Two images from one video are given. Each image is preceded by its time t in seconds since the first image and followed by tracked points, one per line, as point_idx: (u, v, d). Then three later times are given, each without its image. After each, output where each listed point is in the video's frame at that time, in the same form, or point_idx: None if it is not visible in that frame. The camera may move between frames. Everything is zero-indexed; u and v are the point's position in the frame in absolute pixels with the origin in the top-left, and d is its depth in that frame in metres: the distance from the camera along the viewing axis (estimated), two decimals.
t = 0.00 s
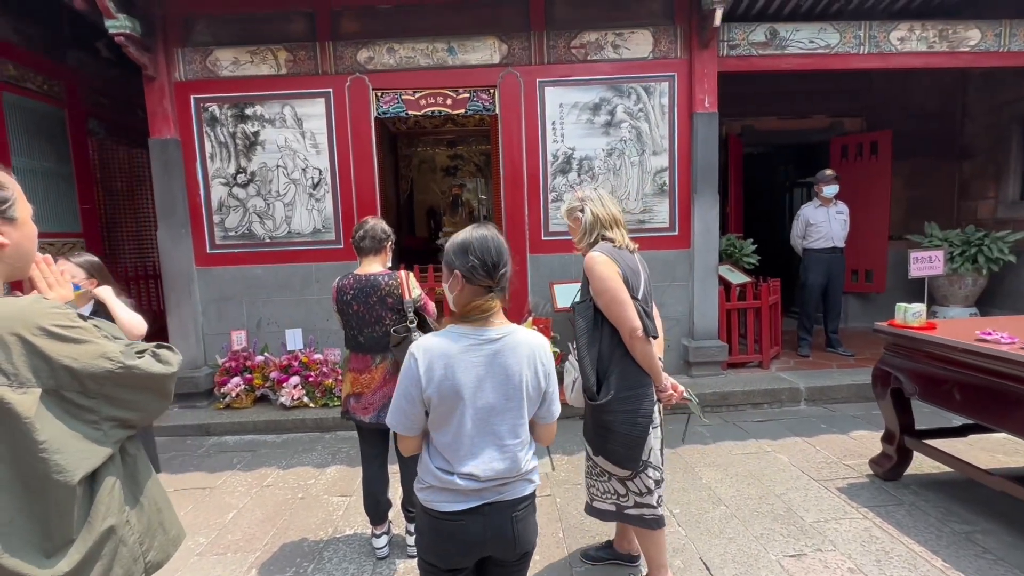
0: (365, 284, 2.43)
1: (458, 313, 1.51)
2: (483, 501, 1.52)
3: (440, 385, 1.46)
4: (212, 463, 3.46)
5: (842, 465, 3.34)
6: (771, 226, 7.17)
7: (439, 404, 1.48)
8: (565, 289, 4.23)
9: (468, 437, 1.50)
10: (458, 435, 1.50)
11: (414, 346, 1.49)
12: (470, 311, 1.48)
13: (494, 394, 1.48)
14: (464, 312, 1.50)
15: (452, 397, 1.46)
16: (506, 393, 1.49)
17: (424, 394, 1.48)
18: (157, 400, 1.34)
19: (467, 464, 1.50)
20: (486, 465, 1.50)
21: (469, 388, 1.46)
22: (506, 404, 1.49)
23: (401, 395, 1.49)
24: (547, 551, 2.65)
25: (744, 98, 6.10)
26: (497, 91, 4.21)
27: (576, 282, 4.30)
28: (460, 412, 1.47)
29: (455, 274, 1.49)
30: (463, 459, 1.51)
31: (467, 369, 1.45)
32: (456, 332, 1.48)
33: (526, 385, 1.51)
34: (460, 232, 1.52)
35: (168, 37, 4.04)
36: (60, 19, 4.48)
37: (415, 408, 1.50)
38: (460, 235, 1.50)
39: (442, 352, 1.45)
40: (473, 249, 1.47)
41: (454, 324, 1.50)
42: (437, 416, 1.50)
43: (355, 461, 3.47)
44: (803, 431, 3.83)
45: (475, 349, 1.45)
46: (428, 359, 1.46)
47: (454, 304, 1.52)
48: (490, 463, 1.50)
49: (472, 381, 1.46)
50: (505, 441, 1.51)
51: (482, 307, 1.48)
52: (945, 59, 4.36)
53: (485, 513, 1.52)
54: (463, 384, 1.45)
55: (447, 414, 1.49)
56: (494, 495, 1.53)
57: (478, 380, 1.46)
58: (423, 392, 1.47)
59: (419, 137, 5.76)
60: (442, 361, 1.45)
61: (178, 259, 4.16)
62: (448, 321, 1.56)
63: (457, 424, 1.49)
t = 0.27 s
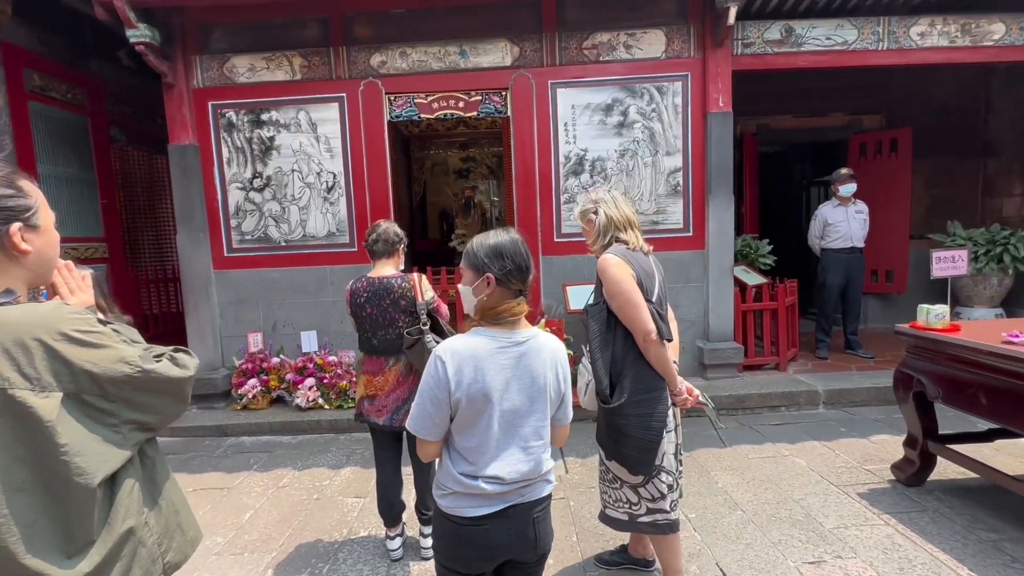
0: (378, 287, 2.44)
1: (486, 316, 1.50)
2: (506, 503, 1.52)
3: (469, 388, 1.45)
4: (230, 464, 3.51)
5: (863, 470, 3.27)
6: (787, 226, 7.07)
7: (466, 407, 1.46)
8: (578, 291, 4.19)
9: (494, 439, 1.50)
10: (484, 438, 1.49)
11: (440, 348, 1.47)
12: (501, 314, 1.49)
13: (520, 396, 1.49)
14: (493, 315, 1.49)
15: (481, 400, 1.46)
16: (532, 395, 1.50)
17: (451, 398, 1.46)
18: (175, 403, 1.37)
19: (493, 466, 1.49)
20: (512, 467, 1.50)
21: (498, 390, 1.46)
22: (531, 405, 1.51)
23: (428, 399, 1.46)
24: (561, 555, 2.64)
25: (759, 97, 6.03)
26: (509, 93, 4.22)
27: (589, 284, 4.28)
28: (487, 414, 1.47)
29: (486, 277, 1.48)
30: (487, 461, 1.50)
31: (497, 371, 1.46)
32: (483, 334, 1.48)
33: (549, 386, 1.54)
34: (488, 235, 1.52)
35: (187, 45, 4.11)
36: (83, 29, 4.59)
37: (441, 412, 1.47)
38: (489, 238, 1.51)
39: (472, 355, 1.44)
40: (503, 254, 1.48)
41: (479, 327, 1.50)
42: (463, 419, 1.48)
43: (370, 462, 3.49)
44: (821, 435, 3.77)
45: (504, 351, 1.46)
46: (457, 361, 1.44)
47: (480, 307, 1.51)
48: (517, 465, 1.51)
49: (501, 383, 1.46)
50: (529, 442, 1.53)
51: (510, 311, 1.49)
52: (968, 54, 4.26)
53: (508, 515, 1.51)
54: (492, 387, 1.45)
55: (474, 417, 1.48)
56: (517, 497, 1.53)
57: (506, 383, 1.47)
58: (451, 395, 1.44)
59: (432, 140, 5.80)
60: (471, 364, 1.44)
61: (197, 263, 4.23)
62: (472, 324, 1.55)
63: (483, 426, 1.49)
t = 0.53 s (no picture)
0: (399, 287, 2.48)
1: (512, 316, 1.49)
2: (535, 502, 1.51)
3: (501, 388, 1.43)
4: (256, 460, 3.60)
5: (894, 475, 3.17)
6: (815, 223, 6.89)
7: (498, 407, 1.44)
8: (597, 290, 4.19)
9: (524, 438, 1.49)
10: (515, 437, 1.48)
11: (470, 349, 1.44)
12: (528, 314, 1.48)
13: (550, 394, 1.49)
14: (520, 315, 1.48)
15: (514, 399, 1.44)
16: (561, 392, 1.51)
17: (484, 398, 1.43)
18: (202, 401, 1.40)
19: (523, 465, 1.48)
20: (542, 465, 1.49)
21: (529, 389, 1.45)
22: (559, 403, 1.51)
23: (461, 400, 1.43)
24: (581, 556, 2.64)
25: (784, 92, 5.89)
26: (528, 93, 4.21)
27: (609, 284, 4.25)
28: (519, 413, 1.46)
29: (514, 277, 1.47)
30: (518, 461, 1.49)
31: (528, 370, 1.45)
32: (512, 333, 1.47)
33: (575, 384, 1.55)
34: (513, 235, 1.51)
35: (214, 52, 4.22)
36: (117, 39, 4.76)
37: (473, 413, 1.44)
38: (516, 238, 1.50)
39: (504, 354, 1.43)
40: (530, 254, 1.48)
41: (507, 327, 1.49)
42: (494, 419, 1.46)
43: (391, 460, 3.54)
44: (850, 439, 3.66)
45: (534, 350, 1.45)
46: (489, 361, 1.42)
47: (506, 307, 1.50)
48: (546, 462, 1.50)
49: (532, 382, 1.45)
50: (557, 440, 1.52)
51: (538, 310, 1.48)
52: (1007, 43, 4.08)
53: (536, 515, 1.50)
54: (525, 385, 1.44)
55: (505, 417, 1.46)
56: (545, 495, 1.52)
57: (537, 381, 1.46)
58: (485, 395, 1.42)
59: (452, 141, 5.83)
60: (504, 363, 1.42)
61: (224, 264, 4.35)
62: (497, 323, 1.54)
63: (514, 426, 1.47)
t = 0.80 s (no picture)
0: (425, 284, 2.51)
1: (535, 313, 1.49)
2: (561, 498, 1.50)
3: (528, 384, 1.42)
4: (289, 452, 3.71)
5: (937, 482, 3.03)
6: (855, 219, 6.62)
7: (524, 403, 1.43)
8: (623, 288, 4.16)
9: (549, 434, 1.48)
10: (541, 433, 1.47)
11: (495, 345, 1.43)
12: (550, 310, 1.47)
13: (574, 389, 1.49)
14: (544, 312, 1.48)
15: (540, 395, 1.43)
16: (584, 387, 1.50)
17: (510, 395, 1.42)
18: (233, 394, 1.46)
19: (549, 461, 1.47)
20: (567, 460, 1.49)
21: (555, 384, 1.44)
22: (582, 398, 1.51)
23: (487, 396, 1.42)
24: (605, 556, 2.62)
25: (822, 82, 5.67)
26: (554, 90, 4.19)
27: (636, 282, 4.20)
28: (544, 409, 1.45)
29: (537, 274, 1.47)
30: (543, 456, 1.48)
31: (554, 365, 1.44)
32: (535, 330, 1.46)
33: (596, 379, 1.55)
34: (535, 232, 1.50)
35: (249, 57, 4.36)
36: (158, 47, 4.96)
37: (499, 409, 1.43)
38: (537, 236, 1.49)
39: (530, 350, 1.42)
40: (551, 251, 1.48)
41: (530, 324, 1.49)
42: (520, 416, 1.45)
43: (418, 456, 3.59)
44: (890, 443, 3.52)
45: (558, 345, 1.45)
46: (515, 358, 1.41)
47: (529, 304, 1.50)
48: (571, 457, 1.50)
49: (557, 377, 1.45)
50: (581, 435, 1.52)
51: (561, 307, 1.48)
52: None
53: (561, 511, 1.49)
54: (550, 381, 1.43)
55: (531, 412, 1.45)
56: (569, 491, 1.52)
57: (561, 377, 1.46)
58: (511, 391, 1.41)
59: (478, 139, 5.86)
60: (529, 360, 1.41)
61: (259, 262, 4.49)
62: (519, 321, 1.54)
63: (540, 421, 1.46)
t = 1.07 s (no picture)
0: (457, 280, 2.53)
1: (552, 311, 1.48)
2: (581, 494, 1.50)
3: (546, 381, 1.42)
4: (326, 443, 3.83)
5: (995, 493, 2.84)
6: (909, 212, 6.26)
7: (542, 400, 1.43)
8: (657, 285, 4.10)
9: (568, 430, 1.47)
10: (559, 429, 1.47)
11: (513, 343, 1.43)
12: (567, 309, 1.46)
13: (591, 386, 1.48)
14: (558, 310, 1.47)
15: (557, 392, 1.43)
16: (601, 384, 1.50)
17: (528, 392, 1.42)
18: (270, 384, 1.52)
19: (568, 457, 1.47)
20: (586, 456, 1.48)
21: (572, 381, 1.44)
22: (599, 395, 1.50)
23: (506, 393, 1.42)
24: (635, 557, 2.58)
25: (873, 68, 5.38)
26: (587, 83, 4.14)
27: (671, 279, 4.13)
28: (562, 405, 1.44)
29: (551, 272, 1.45)
30: (563, 453, 1.48)
31: (571, 362, 1.44)
32: (553, 328, 1.45)
33: (613, 375, 1.55)
34: (552, 229, 1.49)
35: (289, 59, 4.50)
36: (205, 53, 5.18)
37: (517, 406, 1.43)
38: (553, 233, 1.48)
39: (547, 347, 1.42)
40: (567, 249, 1.46)
41: (546, 321, 1.48)
42: (538, 412, 1.45)
43: (449, 449, 3.64)
44: (944, 451, 3.32)
45: (575, 343, 1.44)
46: (533, 355, 1.41)
47: (546, 302, 1.48)
48: (590, 453, 1.49)
49: (574, 374, 1.44)
50: (599, 430, 1.52)
51: (578, 305, 1.47)
52: None
53: (580, 505, 1.49)
54: (568, 378, 1.43)
55: (549, 409, 1.45)
56: (589, 486, 1.51)
57: (579, 374, 1.45)
58: (529, 389, 1.41)
59: (511, 135, 5.85)
60: (547, 357, 1.41)
61: (298, 258, 4.64)
62: (536, 319, 1.53)
63: (559, 418, 1.46)
